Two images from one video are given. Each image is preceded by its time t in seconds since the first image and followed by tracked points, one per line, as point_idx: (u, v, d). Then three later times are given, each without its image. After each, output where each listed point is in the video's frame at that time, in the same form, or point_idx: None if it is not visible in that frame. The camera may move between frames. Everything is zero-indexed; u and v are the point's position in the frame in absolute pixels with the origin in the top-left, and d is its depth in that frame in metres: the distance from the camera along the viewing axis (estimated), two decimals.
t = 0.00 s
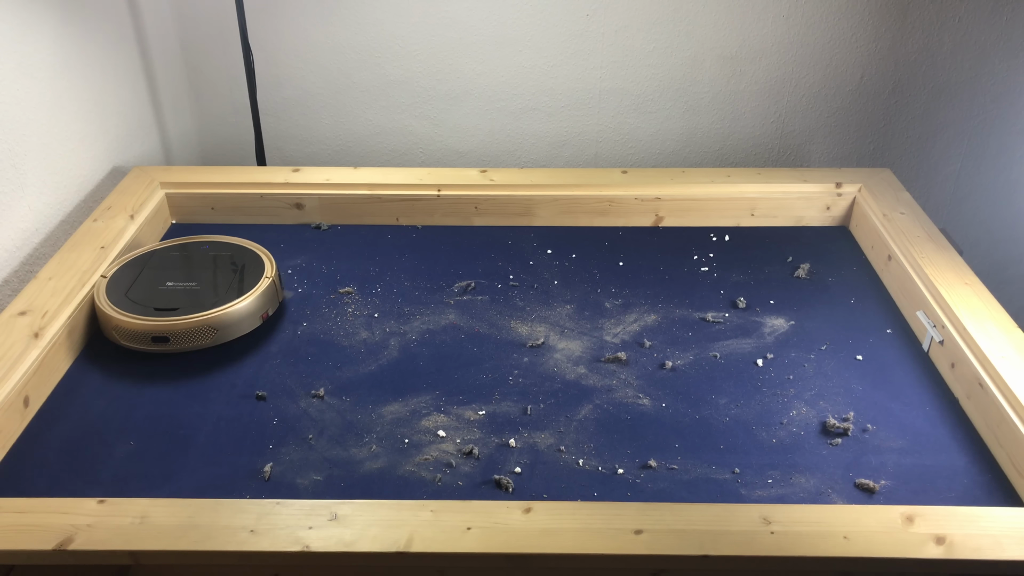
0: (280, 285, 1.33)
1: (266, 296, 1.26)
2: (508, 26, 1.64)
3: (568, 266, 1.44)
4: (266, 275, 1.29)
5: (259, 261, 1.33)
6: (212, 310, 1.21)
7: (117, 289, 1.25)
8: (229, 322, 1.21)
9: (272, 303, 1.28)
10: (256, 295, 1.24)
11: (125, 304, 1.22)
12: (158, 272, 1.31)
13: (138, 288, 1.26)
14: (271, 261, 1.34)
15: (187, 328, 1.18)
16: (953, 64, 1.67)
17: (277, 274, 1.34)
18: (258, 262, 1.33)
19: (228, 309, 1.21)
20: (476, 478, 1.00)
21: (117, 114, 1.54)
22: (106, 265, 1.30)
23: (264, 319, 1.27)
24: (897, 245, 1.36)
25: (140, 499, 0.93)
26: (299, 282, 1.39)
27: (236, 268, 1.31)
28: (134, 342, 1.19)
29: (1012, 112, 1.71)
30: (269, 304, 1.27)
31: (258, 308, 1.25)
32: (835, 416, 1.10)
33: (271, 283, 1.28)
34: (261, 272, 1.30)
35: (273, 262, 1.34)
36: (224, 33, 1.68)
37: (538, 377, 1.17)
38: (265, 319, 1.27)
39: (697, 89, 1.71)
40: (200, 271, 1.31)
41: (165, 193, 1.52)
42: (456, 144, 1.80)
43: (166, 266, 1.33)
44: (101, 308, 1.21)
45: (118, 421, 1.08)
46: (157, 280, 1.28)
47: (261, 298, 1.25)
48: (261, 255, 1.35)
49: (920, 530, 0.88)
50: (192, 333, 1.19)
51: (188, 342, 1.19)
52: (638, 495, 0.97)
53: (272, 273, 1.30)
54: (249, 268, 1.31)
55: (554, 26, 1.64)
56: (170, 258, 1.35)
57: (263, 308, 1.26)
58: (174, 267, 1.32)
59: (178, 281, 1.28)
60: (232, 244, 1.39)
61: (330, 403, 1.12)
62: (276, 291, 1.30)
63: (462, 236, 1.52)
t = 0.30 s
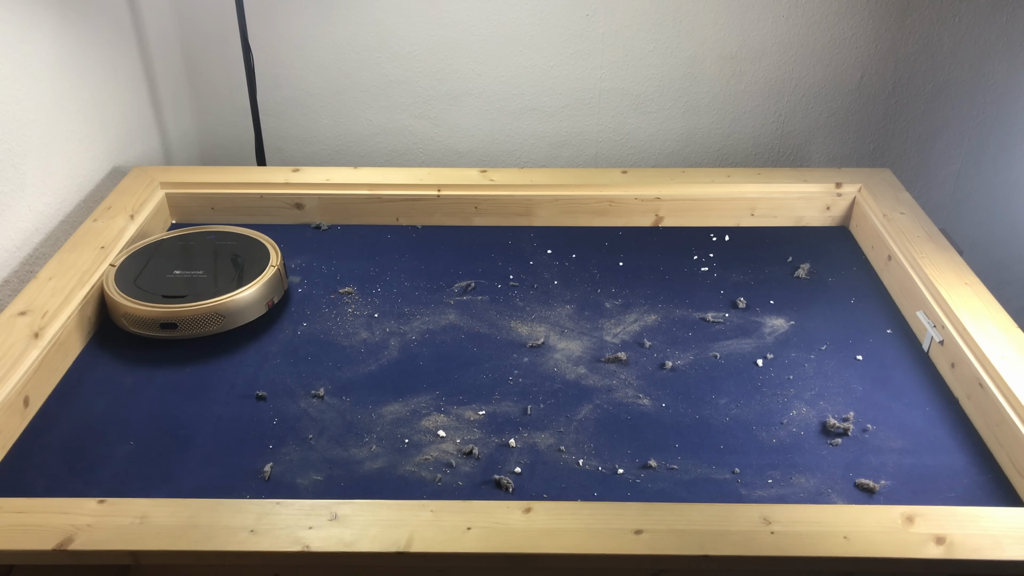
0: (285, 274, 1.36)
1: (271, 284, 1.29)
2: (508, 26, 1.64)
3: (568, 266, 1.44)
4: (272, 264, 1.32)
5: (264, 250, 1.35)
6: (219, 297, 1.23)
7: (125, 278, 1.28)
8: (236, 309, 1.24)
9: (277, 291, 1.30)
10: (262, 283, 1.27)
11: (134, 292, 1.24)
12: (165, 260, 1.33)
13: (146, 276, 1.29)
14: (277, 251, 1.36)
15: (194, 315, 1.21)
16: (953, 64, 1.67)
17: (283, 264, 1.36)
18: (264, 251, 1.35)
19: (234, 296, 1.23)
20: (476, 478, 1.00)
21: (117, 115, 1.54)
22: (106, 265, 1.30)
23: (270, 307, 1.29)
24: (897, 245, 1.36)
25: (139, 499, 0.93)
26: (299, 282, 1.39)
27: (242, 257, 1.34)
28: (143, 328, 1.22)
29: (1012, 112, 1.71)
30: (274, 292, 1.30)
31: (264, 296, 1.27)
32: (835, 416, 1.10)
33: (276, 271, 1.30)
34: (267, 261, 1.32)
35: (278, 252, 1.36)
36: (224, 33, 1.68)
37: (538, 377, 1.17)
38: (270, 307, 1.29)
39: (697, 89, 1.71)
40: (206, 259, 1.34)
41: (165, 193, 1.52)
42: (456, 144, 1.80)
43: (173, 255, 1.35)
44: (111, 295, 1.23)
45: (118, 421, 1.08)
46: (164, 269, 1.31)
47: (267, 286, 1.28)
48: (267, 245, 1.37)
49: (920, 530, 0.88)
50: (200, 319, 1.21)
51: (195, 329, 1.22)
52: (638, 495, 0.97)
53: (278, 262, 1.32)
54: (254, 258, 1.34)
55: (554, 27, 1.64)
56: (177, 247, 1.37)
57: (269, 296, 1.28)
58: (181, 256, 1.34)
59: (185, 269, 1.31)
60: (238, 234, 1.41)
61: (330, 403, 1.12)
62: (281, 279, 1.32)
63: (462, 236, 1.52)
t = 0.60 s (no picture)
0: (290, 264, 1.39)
1: (277, 273, 1.31)
2: (508, 26, 1.64)
3: (568, 266, 1.44)
4: (277, 253, 1.34)
5: (269, 240, 1.38)
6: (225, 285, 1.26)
7: (134, 266, 1.31)
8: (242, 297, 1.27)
9: (282, 280, 1.33)
10: (266, 273, 1.29)
11: (142, 279, 1.27)
12: (173, 249, 1.36)
13: (154, 264, 1.32)
14: (282, 240, 1.39)
15: (201, 303, 1.24)
16: (953, 64, 1.67)
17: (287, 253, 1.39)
18: (269, 241, 1.38)
19: (240, 285, 1.26)
20: (476, 478, 1.00)
21: (117, 114, 1.54)
22: (106, 264, 1.30)
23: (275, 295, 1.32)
24: (897, 244, 1.36)
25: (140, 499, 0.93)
26: (299, 282, 1.39)
27: (248, 247, 1.37)
28: (151, 315, 1.25)
29: (1013, 112, 1.70)
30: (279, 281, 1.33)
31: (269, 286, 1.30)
32: (835, 416, 1.10)
33: (282, 261, 1.33)
34: (273, 251, 1.35)
35: (283, 241, 1.39)
36: (224, 33, 1.68)
37: (538, 377, 1.17)
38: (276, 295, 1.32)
39: (697, 89, 1.70)
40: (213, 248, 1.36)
41: (165, 193, 1.52)
42: (456, 144, 1.80)
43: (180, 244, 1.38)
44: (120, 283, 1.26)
45: (119, 420, 1.09)
46: (172, 257, 1.34)
47: (273, 275, 1.30)
48: (272, 235, 1.40)
49: (920, 530, 0.88)
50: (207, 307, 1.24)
51: (203, 316, 1.25)
52: (638, 495, 0.97)
53: (283, 252, 1.35)
54: (260, 247, 1.36)
55: (554, 26, 1.64)
56: (183, 237, 1.40)
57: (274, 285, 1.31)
58: (188, 245, 1.37)
59: (192, 257, 1.34)
60: (244, 224, 1.44)
61: (330, 403, 1.12)
62: (286, 268, 1.35)
63: (462, 236, 1.52)
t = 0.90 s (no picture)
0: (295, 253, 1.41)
1: (282, 262, 1.34)
2: (508, 26, 1.64)
3: (568, 266, 1.44)
4: (282, 243, 1.37)
5: (274, 230, 1.41)
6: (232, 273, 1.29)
7: (141, 255, 1.33)
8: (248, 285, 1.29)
9: (287, 269, 1.36)
10: (272, 261, 1.32)
11: (150, 267, 1.30)
12: (180, 238, 1.38)
13: (162, 253, 1.34)
14: (286, 230, 1.41)
15: (209, 290, 1.26)
16: (953, 64, 1.67)
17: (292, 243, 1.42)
18: (274, 231, 1.40)
19: (247, 273, 1.29)
20: (477, 478, 1.00)
21: (117, 114, 1.54)
22: (106, 264, 1.30)
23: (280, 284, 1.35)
24: (897, 244, 1.36)
25: (140, 499, 0.93)
26: (299, 282, 1.39)
27: (254, 235, 1.39)
28: (159, 302, 1.27)
29: (1013, 112, 1.71)
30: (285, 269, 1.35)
31: (275, 274, 1.33)
32: (835, 416, 1.10)
33: (287, 250, 1.36)
34: (278, 240, 1.38)
35: (288, 232, 1.42)
36: (224, 33, 1.68)
37: (538, 377, 1.17)
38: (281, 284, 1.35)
39: (697, 89, 1.70)
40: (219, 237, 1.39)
41: (165, 193, 1.52)
42: (456, 144, 1.80)
43: (186, 233, 1.40)
44: (128, 271, 1.29)
45: (119, 420, 1.09)
46: (179, 246, 1.36)
47: (278, 264, 1.33)
48: (277, 225, 1.42)
49: (920, 530, 0.88)
50: (214, 294, 1.27)
51: (210, 303, 1.28)
52: (638, 495, 0.97)
53: (288, 241, 1.37)
54: (265, 236, 1.39)
55: (554, 26, 1.64)
56: (190, 226, 1.42)
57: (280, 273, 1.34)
58: (194, 234, 1.40)
59: (198, 246, 1.36)
60: (249, 213, 1.46)
61: (330, 403, 1.12)
62: (291, 258, 1.37)
63: (462, 236, 1.52)
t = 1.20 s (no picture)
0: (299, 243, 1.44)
1: (287, 252, 1.37)
2: (508, 26, 1.64)
3: (568, 266, 1.44)
4: (287, 233, 1.40)
5: (279, 221, 1.43)
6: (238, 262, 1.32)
7: (148, 245, 1.36)
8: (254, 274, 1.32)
9: (292, 258, 1.39)
10: (276, 251, 1.34)
11: (158, 257, 1.33)
12: (186, 228, 1.41)
13: (169, 242, 1.37)
14: (291, 221, 1.44)
15: (216, 279, 1.30)
16: (953, 64, 1.67)
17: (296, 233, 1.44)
18: (279, 221, 1.43)
19: (252, 262, 1.32)
20: (476, 478, 1.00)
21: (117, 114, 1.54)
22: (106, 264, 1.30)
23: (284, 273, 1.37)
24: (897, 244, 1.36)
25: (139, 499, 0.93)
26: (299, 283, 1.39)
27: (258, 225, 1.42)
28: (167, 291, 1.30)
29: (1013, 112, 1.71)
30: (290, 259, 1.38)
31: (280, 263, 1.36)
32: (835, 416, 1.10)
33: (292, 240, 1.39)
34: (283, 230, 1.41)
35: (292, 222, 1.44)
36: (224, 33, 1.68)
37: (538, 377, 1.17)
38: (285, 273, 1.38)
39: (697, 89, 1.70)
40: (224, 227, 1.41)
41: (165, 193, 1.52)
42: (456, 144, 1.80)
43: (192, 223, 1.42)
44: (136, 260, 1.32)
45: (119, 420, 1.09)
46: (185, 236, 1.39)
47: (283, 253, 1.36)
48: (281, 216, 1.45)
49: (920, 530, 0.88)
50: (220, 282, 1.30)
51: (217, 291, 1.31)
52: (638, 495, 0.97)
53: (292, 231, 1.40)
54: (270, 226, 1.42)
55: (554, 26, 1.64)
56: (195, 216, 1.45)
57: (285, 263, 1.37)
58: (200, 224, 1.42)
59: (204, 236, 1.39)
60: (253, 203, 1.49)
61: (330, 403, 1.12)
62: (295, 247, 1.40)
63: (462, 236, 1.52)
